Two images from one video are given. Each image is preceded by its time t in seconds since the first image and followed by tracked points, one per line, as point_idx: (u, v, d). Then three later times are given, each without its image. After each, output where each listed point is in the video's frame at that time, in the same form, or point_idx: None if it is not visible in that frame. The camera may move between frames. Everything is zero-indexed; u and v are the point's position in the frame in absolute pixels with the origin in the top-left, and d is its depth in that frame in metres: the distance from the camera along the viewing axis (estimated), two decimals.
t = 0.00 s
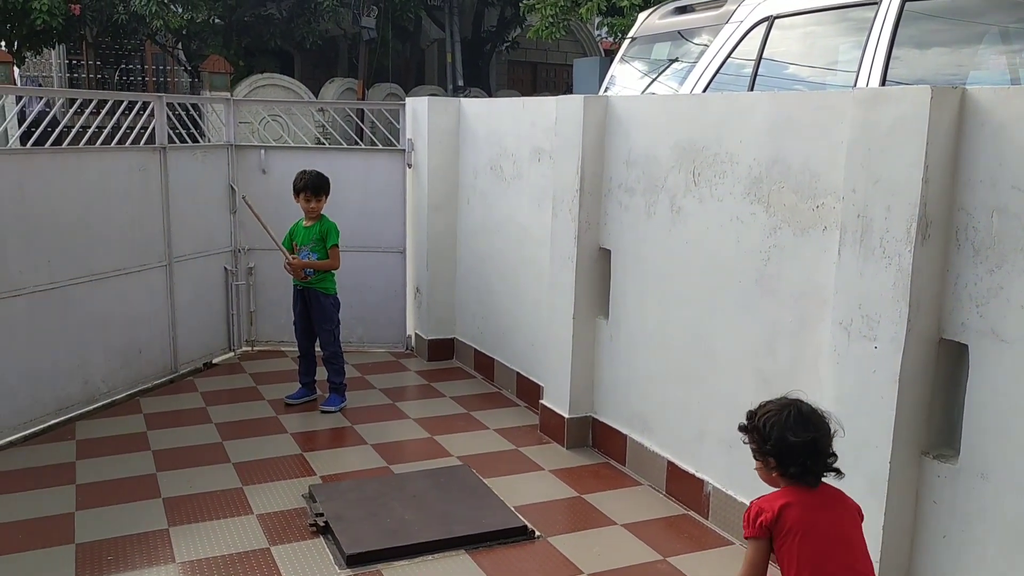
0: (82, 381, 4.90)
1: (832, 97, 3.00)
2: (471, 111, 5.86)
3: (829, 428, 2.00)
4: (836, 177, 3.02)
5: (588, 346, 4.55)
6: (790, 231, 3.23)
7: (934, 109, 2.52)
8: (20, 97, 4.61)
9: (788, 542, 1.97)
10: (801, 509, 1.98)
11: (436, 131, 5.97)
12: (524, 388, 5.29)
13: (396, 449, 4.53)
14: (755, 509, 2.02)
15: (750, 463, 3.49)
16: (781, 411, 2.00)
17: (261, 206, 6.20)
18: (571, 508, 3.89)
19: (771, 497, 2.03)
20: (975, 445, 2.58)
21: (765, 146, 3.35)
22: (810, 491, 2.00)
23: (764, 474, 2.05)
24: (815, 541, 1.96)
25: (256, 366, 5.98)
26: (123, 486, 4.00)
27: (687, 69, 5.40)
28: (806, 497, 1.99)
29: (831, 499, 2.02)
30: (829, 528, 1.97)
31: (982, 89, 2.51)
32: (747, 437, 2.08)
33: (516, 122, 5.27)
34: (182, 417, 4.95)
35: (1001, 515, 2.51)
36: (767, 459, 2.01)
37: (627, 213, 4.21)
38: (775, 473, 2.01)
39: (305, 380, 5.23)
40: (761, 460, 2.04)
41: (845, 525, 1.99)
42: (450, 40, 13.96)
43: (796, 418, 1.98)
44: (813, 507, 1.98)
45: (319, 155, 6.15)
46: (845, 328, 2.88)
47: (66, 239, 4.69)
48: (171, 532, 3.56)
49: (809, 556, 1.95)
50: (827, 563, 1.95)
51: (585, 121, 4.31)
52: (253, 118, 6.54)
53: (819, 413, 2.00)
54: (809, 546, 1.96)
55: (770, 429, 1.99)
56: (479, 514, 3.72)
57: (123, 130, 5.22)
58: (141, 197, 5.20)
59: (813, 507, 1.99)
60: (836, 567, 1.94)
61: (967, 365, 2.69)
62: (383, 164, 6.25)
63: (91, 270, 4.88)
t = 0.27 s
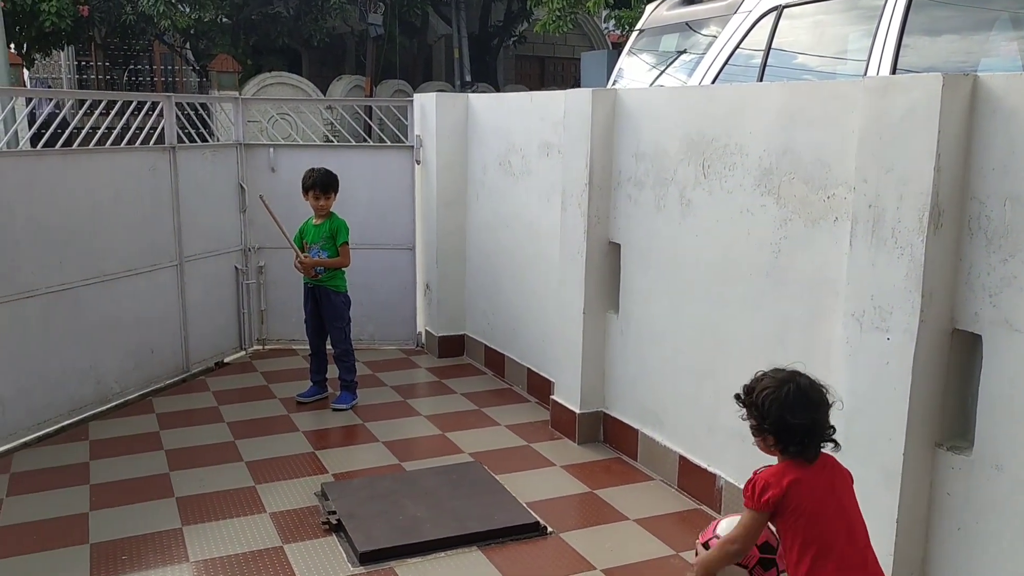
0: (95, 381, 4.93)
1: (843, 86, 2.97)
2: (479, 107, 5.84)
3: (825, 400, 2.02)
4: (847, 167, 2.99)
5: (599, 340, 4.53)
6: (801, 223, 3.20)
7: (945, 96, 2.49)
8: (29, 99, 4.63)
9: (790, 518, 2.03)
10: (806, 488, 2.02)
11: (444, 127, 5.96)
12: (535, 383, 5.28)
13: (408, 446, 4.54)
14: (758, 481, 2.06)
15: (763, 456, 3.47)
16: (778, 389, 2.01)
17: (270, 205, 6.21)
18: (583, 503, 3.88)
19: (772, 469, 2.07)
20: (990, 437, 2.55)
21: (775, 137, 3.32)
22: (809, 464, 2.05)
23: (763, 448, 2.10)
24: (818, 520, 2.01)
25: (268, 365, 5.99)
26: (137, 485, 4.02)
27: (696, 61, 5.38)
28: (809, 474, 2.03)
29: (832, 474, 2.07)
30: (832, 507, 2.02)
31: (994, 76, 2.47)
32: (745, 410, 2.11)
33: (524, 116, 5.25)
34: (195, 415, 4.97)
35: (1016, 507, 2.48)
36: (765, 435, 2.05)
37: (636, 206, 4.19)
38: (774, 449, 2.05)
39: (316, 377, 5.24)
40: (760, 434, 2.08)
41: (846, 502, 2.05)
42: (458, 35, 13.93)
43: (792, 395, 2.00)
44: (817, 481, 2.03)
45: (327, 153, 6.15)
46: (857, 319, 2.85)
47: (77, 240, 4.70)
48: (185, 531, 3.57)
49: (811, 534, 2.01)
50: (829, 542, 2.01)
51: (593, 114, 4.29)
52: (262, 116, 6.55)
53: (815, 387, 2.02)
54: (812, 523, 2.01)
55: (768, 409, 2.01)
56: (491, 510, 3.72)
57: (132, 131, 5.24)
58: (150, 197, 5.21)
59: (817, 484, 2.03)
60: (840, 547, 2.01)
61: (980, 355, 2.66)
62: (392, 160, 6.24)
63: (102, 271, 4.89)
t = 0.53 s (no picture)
0: (100, 380, 4.93)
1: (845, 73, 2.94)
2: (479, 99, 5.82)
3: (810, 358, 1.98)
4: (851, 154, 2.96)
5: (604, 332, 4.52)
6: (805, 210, 3.18)
7: (949, 81, 2.47)
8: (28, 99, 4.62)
9: (766, 475, 2.01)
10: (788, 448, 1.98)
11: (444, 120, 5.94)
12: (540, 375, 5.27)
13: (414, 441, 4.53)
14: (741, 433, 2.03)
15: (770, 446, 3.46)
16: (761, 351, 1.98)
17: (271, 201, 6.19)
18: (590, 496, 3.87)
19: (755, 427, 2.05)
20: (998, 423, 2.53)
21: (778, 125, 3.29)
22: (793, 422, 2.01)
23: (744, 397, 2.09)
24: (794, 482, 1.98)
25: (272, 361, 5.99)
26: (144, 484, 4.03)
27: (696, 49, 5.33)
28: (791, 434, 1.99)
29: (818, 437, 2.02)
30: (811, 471, 1.99)
31: (998, 60, 2.45)
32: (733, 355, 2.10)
33: (524, 108, 5.23)
34: (201, 413, 4.97)
35: None
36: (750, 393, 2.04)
37: (639, 197, 4.16)
38: (757, 408, 2.04)
39: (320, 373, 5.23)
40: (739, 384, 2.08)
41: (826, 466, 2.01)
42: (457, 27, 13.88)
43: (775, 357, 1.96)
44: (804, 445, 1.99)
45: (328, 148, 6.13)
46: (863, 307, 2.84)
47: (79, 240, 4.70)
48: (192, 529, 3.57)
49: (785, 494, 1.99)
50: (802, 504, 1.99)
51: (594, 105, 4.27)
52: (262, 112, 6.53)
53: (800, 344, 1.97)
54: (788, 484, 1.99)
55: (749, 370, 1.99)
56: (497, 504, 3.71)
57: (132, 129, 5.22)
58: (152, 196, 5.20)
59: (799, 445, 1.99)
60: (811, 511, 1.99)
61: (988, 342, 2.64)
62: (393, 155, 6.22)
63: (105, 270, 4.89)
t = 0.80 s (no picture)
0: (93, 378, 4.90)
1: (836, 56, 2.93)
2: (469, 89, 5.79)
3: (777, 351, 1.94)
4: (843, 138, 2.95)
5: (598, 320, 4.51)
6: (797, 195, 3.18)
7: (940, 63, 2.46)
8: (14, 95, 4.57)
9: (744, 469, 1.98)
10: (763, 440, 1.96)
11: (434, 110, 5.91)
12: (535, 365, 5.27)
13: (410, 432, 4.53)
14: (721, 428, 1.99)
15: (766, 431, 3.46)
16: (728, 344, 1.93)
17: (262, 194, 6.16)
18: (586, 484, 3.87)
19: (728, 416, 2.01)
20: (993, 405, 2.54)
21: (769, 110, 3.28)
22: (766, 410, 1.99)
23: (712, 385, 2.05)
24: (777, 473, 1.97)
25: (265, 356, 5.97)
26: (139, 480, 4.01)
27: (686, 36, 5.31)
28: (769, 423, 1.98)
29: (791, 421, 2.01)
30: (792, 460, 1.99)
31: (988, 41, 2.44)
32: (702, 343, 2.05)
33: (515, 97, 5.20)
34: (195, 409, 4.95)
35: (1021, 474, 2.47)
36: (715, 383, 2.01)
37: (631, 184, 4.15)
38: (724, 398, 2.01)
39: (315, 366, 5.22)
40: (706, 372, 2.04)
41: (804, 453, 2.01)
42: (446, 17, 13.81)
43: (741, 351, 1.92)
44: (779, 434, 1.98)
45: (318, 140, 6.10)
46: (857, 291, 2.83)
47: (68, 237, 4.66)
48: (188, 525, 3.56)
49: (767, 486, 1.98)
50: (782, 492, 1.99)
51: (585, 93, 4.25)
52: (251, 105, 6.50)
53: (766, 336, 1.93)
54: (770, 475, 1.97)
55: (715, 363, 1.95)
56: (494, 494, 3.71)
57: (120, 124, 5.18)
58: (141, 191, 5.17)
59: (780, 435, 1.98)
60: (792, 500, 1.99)
61: (982, 324, 2.65)
62: (383, 146, 6.20)
63: (96, 266, 4.86)
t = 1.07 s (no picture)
0: (92, 373, 4.91)
1: (833, 45, 2.93)
2: (466, 81, 5.78)
3: (741, 320, 2.02)
4: (840, 127, 2.95)
5: (596, 311, 4.52)
6: (795, 184, 3.17)
7: (937, 51, 2.45)
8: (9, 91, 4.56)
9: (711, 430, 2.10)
10: (731, 403, 2.08)
11: (431, 102, 5.90)
12: (534, 356, 5.27)
13: (410, 425, 4.53)
14: (687, 396, 2.10)
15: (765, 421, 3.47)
16: (697, 315, 2.02)
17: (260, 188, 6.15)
18: (586, 475, 3.88)
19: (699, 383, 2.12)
20: (991, 392, 2.54)
21: (766, 99, 3.28)
22: (730, 381, 2.10)
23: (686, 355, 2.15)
24: (738, 442, 2.08)
25: (264, 349, 5.98)
26: (140, 475, 4.02)
27: (683, 25, 5.29)
28: (738, 389, 2.09)
29: (760, 390, 2.13)
30: (753, 431, 2.10)
31: (985, 28, 2.43)
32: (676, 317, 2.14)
33: (512, 88, 5.19)
34: (195, 403, 4.96)
35: (1019, 461, 2.48)
36: (684, 351, 2.11)
37: (629, 175, 4.15)
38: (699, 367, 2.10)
39: (315, 360, 5.22)
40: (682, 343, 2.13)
41: (767, 426, 2.12)
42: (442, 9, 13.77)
43: (710, 320, 2.01)
44: (748, 401, 2.10)
45: (315, 133, 6.09)
46: (855, 280, 2.83)
47: (65, 232, 4.66)
48: (189, 519, 3.57)
49: (728, 453, 2.09)
50: (747, 456, 2.10)
51: (581, 84, 4.24)
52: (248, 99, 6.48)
53: (731, 305, 2.01)
54: (732, 443, 2.09)
55: (688, 334, 2.04)
56: (495, 486, 3.72)
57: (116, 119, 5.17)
58: (138, 185, 5.16)
59: (744, 408, 2.09)
60: (752, 468, 2.10)
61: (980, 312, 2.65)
62: (380, 139, 6.19)
63: (94, 262, 4.85)
